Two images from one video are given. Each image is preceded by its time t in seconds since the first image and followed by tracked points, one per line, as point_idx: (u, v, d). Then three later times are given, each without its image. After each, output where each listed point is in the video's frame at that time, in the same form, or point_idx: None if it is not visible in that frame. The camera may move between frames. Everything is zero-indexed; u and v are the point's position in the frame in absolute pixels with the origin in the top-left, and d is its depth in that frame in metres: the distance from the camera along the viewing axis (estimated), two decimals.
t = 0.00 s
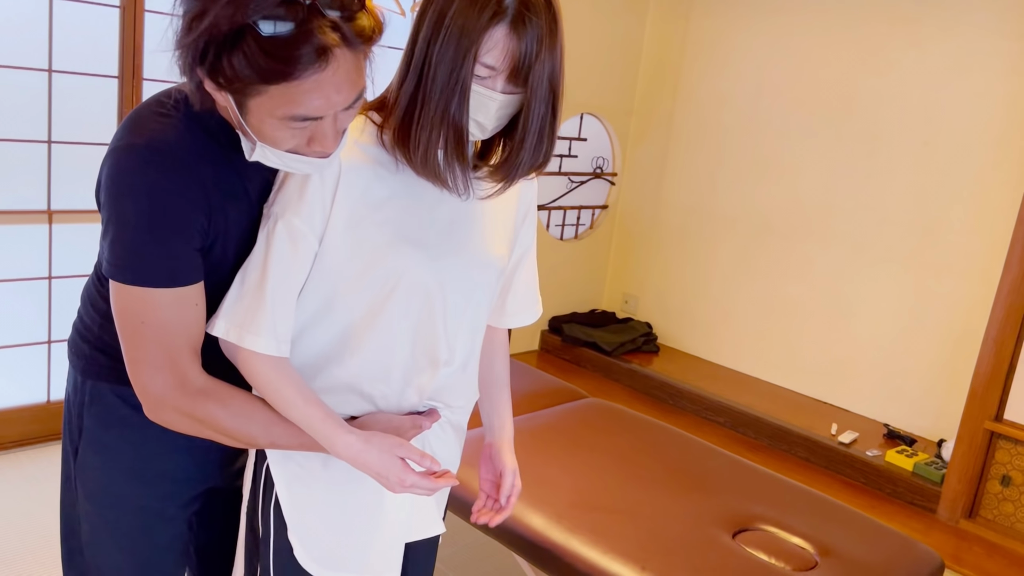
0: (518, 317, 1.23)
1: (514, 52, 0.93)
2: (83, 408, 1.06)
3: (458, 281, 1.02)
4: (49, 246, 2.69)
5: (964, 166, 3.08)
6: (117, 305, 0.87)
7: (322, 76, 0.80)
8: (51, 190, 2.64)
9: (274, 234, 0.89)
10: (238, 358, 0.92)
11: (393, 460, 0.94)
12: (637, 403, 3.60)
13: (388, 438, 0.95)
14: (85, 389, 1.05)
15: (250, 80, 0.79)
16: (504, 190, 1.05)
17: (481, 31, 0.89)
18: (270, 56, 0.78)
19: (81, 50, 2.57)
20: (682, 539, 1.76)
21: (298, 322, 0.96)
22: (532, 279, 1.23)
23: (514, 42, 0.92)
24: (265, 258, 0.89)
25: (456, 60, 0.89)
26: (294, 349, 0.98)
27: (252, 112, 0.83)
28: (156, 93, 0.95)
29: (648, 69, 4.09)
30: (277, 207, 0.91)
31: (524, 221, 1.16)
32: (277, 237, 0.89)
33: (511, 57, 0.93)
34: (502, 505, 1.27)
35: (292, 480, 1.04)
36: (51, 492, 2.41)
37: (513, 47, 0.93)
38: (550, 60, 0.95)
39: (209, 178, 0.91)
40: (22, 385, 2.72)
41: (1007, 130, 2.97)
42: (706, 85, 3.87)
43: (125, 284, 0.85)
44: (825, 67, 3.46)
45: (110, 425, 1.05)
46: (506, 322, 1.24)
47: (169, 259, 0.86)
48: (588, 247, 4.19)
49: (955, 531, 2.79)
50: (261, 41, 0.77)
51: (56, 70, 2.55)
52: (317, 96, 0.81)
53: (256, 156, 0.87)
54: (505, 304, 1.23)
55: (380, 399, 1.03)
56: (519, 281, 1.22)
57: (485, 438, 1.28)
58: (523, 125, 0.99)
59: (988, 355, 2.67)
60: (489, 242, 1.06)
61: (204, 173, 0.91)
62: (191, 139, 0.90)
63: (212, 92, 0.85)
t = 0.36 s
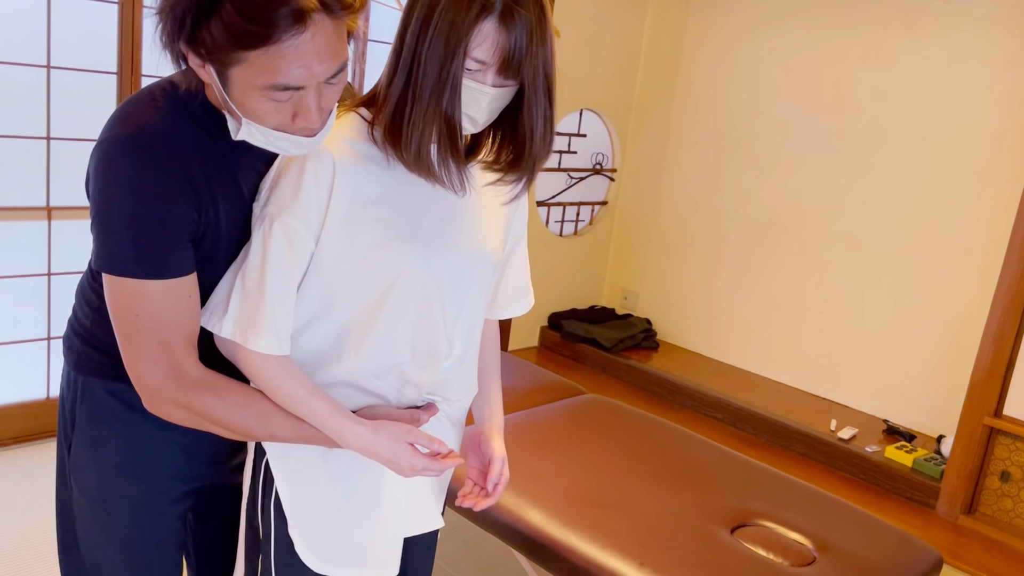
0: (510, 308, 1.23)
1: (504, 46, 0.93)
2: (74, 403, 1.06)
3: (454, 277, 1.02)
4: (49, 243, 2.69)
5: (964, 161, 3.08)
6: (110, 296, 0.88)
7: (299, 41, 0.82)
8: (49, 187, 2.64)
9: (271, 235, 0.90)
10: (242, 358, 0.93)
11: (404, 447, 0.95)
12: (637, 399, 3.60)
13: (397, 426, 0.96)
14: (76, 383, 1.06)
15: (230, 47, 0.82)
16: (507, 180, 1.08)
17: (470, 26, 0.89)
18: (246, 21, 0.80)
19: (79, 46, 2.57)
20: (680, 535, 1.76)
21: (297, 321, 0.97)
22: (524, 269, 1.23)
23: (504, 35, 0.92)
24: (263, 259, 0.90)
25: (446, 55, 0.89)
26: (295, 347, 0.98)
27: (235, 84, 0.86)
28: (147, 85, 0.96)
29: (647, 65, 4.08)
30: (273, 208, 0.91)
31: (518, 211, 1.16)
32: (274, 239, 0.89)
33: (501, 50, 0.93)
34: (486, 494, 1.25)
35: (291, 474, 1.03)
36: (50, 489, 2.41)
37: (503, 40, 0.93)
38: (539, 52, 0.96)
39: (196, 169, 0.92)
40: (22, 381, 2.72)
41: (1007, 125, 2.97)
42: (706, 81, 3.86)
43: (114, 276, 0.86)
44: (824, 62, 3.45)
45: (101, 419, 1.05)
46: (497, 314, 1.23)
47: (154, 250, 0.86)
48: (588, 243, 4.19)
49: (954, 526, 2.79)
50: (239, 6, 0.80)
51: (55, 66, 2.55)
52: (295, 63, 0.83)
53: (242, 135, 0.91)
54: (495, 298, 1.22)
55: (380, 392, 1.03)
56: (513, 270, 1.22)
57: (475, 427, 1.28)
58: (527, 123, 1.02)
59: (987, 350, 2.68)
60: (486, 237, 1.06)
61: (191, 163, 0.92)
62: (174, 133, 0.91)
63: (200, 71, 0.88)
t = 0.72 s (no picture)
0: (513, 298, 1.24)
1: (492, 37, 0.92)
2: (53, 400, 1.07)
3: (451, 264, 1.02)
4: (49, 239, 2.69)
5: (965, 156, 3.07)
6: (90, 281, 0.89)
7: (279, 27, 0.82)
8: (50, 183, 2.64)
9: (270, 226, 0.90)
10: (241, 349, 0.93)
11: (402, 428, 0.96)
12: (638, 394, 3.61)
13: (394, 408, 0.96)
14: (56, 380, 1.07)
15: (208, 28, 0.82)
16: (494, 173, 1.06)
17: (458, 17, 0.88)
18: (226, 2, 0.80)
19: (80, 42, 2.57)
20: (681, 530, 1.77)
21: (297, 309, 0.97)
22: (524, 258, 1.24)
23: (492, 27, 0.91)
24: (262, 249, 0.90)
25: (436, 46, 0.88)
26: (297, 337, 0.99)
27: (211, 65, 0.86)
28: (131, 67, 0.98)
29: (648, 59, 4.08)
30: (272, 199, 0.91)
31: (512, 203, 1.17)
32: (274, 230, 0.90)
33: (491, 41, 0.92)
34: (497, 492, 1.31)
35: (287, 469, 1.04)
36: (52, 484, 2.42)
37: (492, 31, 0.92)
38: (527, 45, 0.94)
39: (167, 154, 0.93)
40: (23, 377, 2.72)
41: (1009, 120, 2.96)
42: (707, 76, 3.86)
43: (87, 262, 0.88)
44: (826, 57, 3.44)
45: (77, 416, 1.05)
46: (499, 305, 1.25)
47: (126, 232, 0.87)
48: (589, 238, 4.19)
49: (955, 521, 2.79)
50: None
51: (55, 62, 2.54)
52: (274, 49, 0.83)
53: (217, 120, 0.91)
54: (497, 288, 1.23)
55: (379, 384, 1.03)
56: (513, 260, 1.22)
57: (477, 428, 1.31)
58: (505, 113, 0.99)
59: (988, 345, 2.67)
60: (482, 225, 1.06)
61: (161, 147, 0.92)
62: (148, 117, 0.92)
63: (173, 49, 0.88)
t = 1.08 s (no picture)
0: (517, 289, 1.23)
1: (484, 27, 0.92)
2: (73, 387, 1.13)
3: (453, 258, 1.02)
4: (49, 235, 2.68)
5: (966, 152, 3.07)
6: (93, 248, 0.94)
7: (261, 11, 0.88)
8: (50, 179, 2.64)
9: (274, 218, 0.90)
10: (239, 335, 0.94)
11: (391, 411, 0.95)
12: (637, 390, 3.61)
13: (384, 390, 0.95)
14: (76, 366, 1.13)
15: (194, 11, 0.88)
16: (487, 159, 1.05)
17: (448, 7, 0.89)
18: None
19: (80, 38, 2.57)
20: (681, 525, 1.77)
21: (298, 299, 0.98)
22: (522, 251, 1.23)
23: (483, 17, 0.91)
24: (266, 241, 0.90)
25: (426, 36, 0.89)
26: (301, 327, 1.00)
27: (201, 50, 0.92)
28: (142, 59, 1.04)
29: (649, 55, 4.07)
30: (276, 190, 0.91)
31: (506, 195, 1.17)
32: (277, 222, 0.90)
33: (482, 32, 0.92)
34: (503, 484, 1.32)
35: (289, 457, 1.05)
36: (52, 481, 2.41)
37: (483, 22, 0.92)
38: (518, 35, 0.94)
39: (163, 129, 0.97)
40: (23, 373, 2.72)
41: (1009, 116, 2.96)
42: (708, 72, 3.85)
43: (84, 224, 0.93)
44: (827, 53, 3.44)
45: (87, 398, 1.10)
46: (502, 297, 1.23)
47: (126, 198, 0.92)
48: (589, 235, 4.18)
49: (955, 517, 2.79)
50: None
51: (54, 58, 2.54)
52: (256, 32, 0.89)
53: (209, 106, 0.98)
54: (499, 284, 1.22)
55: (379, 376, 1.03)
56: (512, 251, 1.21)
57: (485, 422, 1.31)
58: (496, 96, 0.98)
59: (989, 341, 2.67)
60: (483, 217, 1.06)
61: (157, 123, 0.97)
62: (148, 95, 0.97)
63: (173, 39, 0.95)
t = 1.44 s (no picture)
0: (527, 294, 1.23)
1: (490, 19, 0.92)
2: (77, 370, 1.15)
3: (450, 254, 1.01)
4: (40, 228, 2.65)
5: (959, 148, 3.07)
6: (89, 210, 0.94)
7: None
8: (42, 171, 2.62)
9: (272, 202, 0.90)
10: (226, 313, 0.93)
11: (381, 396, 0.96)
12: (631, 385, 3.61)
13: (374, 376, 0.96)
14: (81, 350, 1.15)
15: None
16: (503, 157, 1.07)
17: None
18: None
19: (72, 29, 2.55)
20: (673, 520, 1.77)
21: (296, 284, 0.98)
22: (536, 257, 1.22)
23: (490, 9, 0.92)
24: (262, 225, 0.90)
25: (434, 29, 0.89)
26: (296, 311, 1.00)
27: (204, 14, 0.98)
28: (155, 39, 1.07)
29: (644, 50, 4.06)
30: (276, 174, 0.91)
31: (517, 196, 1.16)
32: (275, 207, 0.90)
33: (488, 24, 0.93)
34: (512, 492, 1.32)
35: (272, 438, 1.02)
36: (42, 476, 2.40)
37: (490, 15, 0.92)
38: (526, 29, 0.95)
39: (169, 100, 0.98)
40: (13, 366, 2.70)
41: (1002, 113, 2.96)
42: (703, 67, 3.85)
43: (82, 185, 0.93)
44: (821, 48, 3.43)
45: (88, 379, 1.11)
46: (515, 303, 1.24)
47: (122, 161, 0.92)
48: (583, 229, 4.18)
49: (946, 512, 2.80)
50: None
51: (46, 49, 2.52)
52: None
53: (214, 74, 1.03)
54: (512, 285, 1.22)
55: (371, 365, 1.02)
56: (525, 258, 1.21)
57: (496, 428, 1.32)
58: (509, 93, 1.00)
59: (980, 337, 2.68)
60: (483, 215, 1.05)
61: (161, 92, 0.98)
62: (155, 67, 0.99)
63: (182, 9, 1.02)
